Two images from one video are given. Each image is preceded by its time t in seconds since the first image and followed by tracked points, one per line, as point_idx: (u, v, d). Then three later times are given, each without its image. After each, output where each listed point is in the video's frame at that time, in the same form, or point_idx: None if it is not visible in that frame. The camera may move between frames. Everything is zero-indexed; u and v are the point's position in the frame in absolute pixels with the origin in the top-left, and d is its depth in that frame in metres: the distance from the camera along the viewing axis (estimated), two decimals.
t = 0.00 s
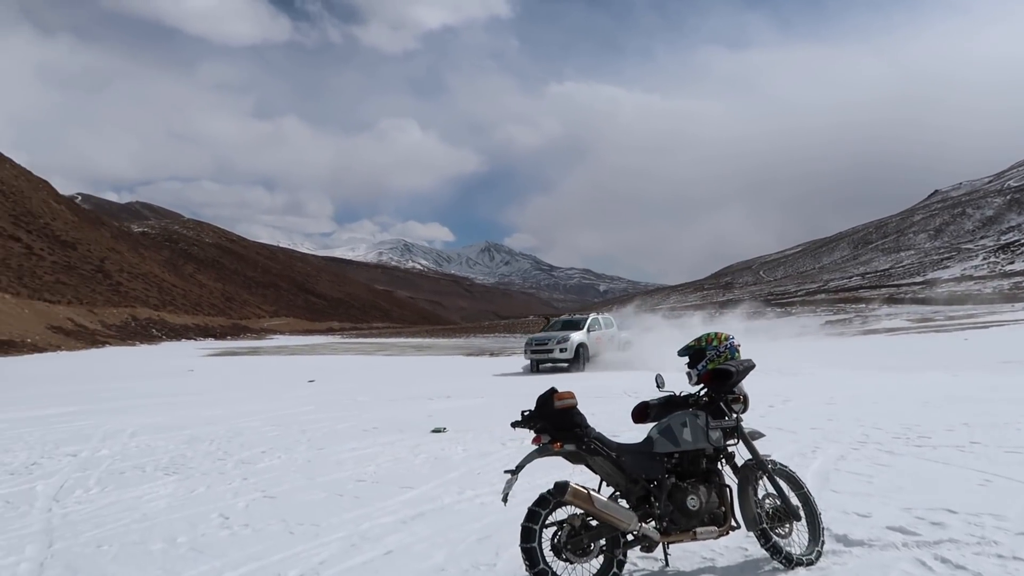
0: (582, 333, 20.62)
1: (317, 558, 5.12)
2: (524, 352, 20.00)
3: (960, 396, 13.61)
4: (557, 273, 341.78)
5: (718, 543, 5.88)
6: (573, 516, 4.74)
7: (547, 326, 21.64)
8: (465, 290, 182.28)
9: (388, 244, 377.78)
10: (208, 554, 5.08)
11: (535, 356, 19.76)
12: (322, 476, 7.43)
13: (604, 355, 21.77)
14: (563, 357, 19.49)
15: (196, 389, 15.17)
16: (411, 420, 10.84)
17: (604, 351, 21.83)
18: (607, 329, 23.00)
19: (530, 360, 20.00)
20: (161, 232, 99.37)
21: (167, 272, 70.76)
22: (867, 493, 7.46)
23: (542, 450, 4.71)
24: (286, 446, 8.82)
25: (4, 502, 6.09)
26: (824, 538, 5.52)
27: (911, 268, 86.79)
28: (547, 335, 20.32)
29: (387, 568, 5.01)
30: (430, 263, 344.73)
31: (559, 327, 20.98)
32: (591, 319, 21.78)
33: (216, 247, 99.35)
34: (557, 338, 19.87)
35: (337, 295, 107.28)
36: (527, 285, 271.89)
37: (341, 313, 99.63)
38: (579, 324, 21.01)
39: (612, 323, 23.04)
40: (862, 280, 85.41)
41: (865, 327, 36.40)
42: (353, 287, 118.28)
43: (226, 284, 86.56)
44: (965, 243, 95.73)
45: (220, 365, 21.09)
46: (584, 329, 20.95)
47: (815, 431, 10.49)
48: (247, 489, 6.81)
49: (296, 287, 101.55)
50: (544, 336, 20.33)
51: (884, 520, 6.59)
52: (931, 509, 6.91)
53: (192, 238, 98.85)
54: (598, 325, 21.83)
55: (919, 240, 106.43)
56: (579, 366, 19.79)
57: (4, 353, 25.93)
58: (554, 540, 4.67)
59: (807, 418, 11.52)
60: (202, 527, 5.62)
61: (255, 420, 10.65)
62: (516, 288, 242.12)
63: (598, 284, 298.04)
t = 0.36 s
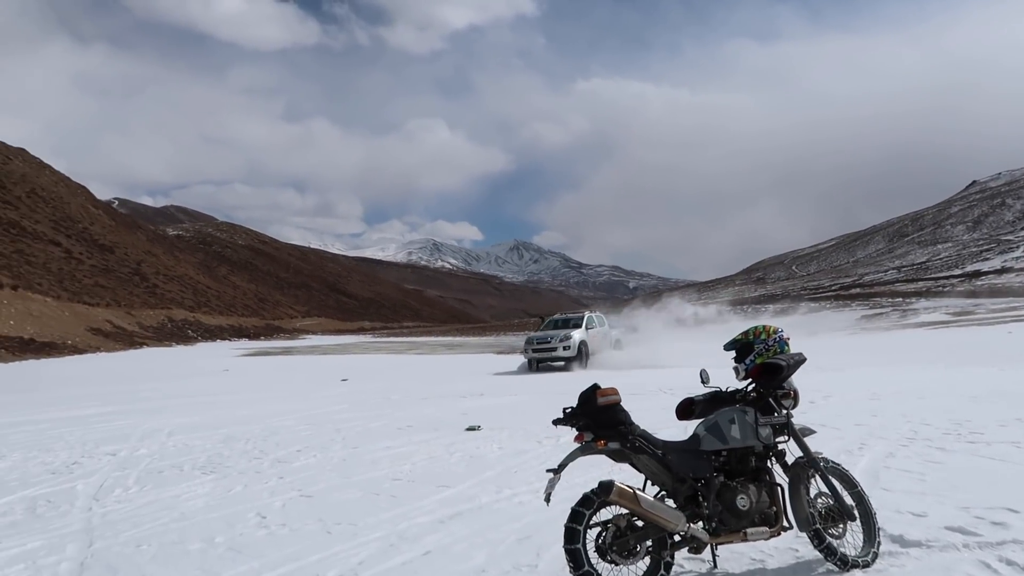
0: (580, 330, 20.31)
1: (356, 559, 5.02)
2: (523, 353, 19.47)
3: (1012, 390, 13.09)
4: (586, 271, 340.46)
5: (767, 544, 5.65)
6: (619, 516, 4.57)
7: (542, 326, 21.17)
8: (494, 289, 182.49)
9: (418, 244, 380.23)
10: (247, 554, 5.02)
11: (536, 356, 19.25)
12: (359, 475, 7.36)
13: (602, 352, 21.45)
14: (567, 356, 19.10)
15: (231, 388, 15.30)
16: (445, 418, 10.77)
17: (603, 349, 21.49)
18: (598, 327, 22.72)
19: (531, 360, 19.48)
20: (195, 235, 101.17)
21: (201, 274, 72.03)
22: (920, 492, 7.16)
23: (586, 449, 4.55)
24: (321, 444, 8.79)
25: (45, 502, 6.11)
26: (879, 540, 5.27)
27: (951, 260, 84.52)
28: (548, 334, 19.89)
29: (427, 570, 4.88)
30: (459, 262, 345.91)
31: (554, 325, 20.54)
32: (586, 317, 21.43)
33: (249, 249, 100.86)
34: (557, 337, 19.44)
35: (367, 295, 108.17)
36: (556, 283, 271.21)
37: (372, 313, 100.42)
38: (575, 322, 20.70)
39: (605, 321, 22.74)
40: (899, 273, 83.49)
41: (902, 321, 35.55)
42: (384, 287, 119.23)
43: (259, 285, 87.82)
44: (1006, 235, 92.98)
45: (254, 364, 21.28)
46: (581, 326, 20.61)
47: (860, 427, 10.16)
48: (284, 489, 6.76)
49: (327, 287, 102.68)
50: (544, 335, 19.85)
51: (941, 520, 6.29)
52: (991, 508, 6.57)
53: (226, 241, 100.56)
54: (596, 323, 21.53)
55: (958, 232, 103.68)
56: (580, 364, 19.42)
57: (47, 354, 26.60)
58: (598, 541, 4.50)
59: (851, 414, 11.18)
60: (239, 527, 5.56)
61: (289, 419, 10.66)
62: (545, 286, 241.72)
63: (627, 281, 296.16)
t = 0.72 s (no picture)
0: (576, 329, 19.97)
1: (380, 563, 4.93)
2: (521, 354, 18.95)
3: None
4: (605, 270, 339.34)
5: (802, 550, 5.48)
6: (649, 521, 4.44)
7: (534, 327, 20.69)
8: (513, 288, 182.41)
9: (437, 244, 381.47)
10: (269, 558, 4.95)
11: (534, 357, 18.78)
12: (381, 477, 7.28)
13: (599, 351, 21.20)
14: (568, 357, 18.70)
15: (254, 388, 15.35)
16: (468, 419, 10.70)
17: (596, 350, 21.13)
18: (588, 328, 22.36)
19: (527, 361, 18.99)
20: (218, 236, 102.34)
21: (223, 275, 72.74)
22: (959, 496, 6.91)
23: (615, 452, 4.41)
24: (344, 445, 8.74)
25: (69, 503, 6.10)
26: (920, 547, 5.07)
27: (977, 258, 83.00)
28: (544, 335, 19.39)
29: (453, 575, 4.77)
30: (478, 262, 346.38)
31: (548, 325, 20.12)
32: (579, 318, 21.13)
33: (270, 250, 101.82)
34: (555, 338, 19.05)
35: (387, 295, 108.71)
36: (575, 282, 270.62)
37: (392, 313, 100.91)
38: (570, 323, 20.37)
39: (597, 320, 22.49)
40: (924, 271, 82.09)
41: (928, 320, 34.89)
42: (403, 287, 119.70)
43: (280, 286, 88.53)
44: None
45: (276, 365, 21.39)
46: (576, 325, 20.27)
47: (891, 429, 9.90)
48: (306, 491, 6.68)
49: (347, 287, 103.30)
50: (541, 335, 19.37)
51: (983, 526, 6.06)
52: None
53: (247, 241, 101.57)
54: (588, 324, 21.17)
55: (985, 229, 101.79)
56: (577, 365, 19.12)
57: (72, 354, 26.98)
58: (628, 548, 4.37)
59: (882, 416, 10.91)
60: (261, 530, 5.49)
61: (311, 419, 10.63)
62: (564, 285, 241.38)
63: (647, 280, 294.60)
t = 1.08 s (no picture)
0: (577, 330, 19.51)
1: (411, 572, 4.81)
2: (523, 357, 18.48)
3: None
4: (632, 273, 337.28)
5: (850, 565, 5.25)
6: (693, 533, 4.25)
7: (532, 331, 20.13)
8: (539, 290, 182.13)
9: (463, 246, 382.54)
10: (301, 564, 4.86)
11: (536, 361, 18.32)
12: (412, 481, 7.19)
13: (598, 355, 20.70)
14: (572, 361, 18.21)
15: (285, 390, 15.45)
16: (498, 422, 10.60)
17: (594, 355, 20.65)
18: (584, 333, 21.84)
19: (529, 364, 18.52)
20: (249, 239, 103.90)
21: (254, 277, 73.68)
22: (1014, 508, 6.58)
23: (657, 460, 4.24)
24: (374, 448, 8.67)
25: (102, 505, 6.09)
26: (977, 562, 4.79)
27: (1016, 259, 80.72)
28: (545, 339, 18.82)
29: None
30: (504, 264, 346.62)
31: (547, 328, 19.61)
32: (576, 321, 20.62)
33: (299, 253, 103.02)
34: (558, 341, 18.59)
35: (414, 297, 109.26)
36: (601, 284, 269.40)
37: (419, 314, 101.39)
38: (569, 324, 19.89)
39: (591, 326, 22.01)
40: (960, 273, 80.11)
41: (966, 322, 33.98)
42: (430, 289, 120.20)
43: (309, 288, 89.45)
44: None
45: (305, 367, 21.53)
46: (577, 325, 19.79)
47: (935, 435, 9.57)
48: (337, 495, 6.61)
49: (375, 289, 104.00)
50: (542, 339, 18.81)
51: None
52: None
53: (277, 244, 102.83)
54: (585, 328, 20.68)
55: None
56: (581, 368, 18.72)
57: (106, 356, 27.48)
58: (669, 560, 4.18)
59: (925, 421, 10.55)
60: (293, 535, 5.41)
61: (341, 421, 10.62)
62: (591, 288, 240.45)
63: (674, 282, 292.10)
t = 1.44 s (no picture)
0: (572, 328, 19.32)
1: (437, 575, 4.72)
2: (524, 358, 18.18)
3: None
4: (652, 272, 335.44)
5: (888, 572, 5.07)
6: (727, 538, 4.12)
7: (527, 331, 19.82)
8: (558, 289, 181.71)
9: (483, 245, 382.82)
10: (325, 565, 4.80)
11: (538, 362, 18.06)
12: (435, 482, 7.11)
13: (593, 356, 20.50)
14: (574, 361, 18.01)
15: (308, 389, 15.50)
16: (520, 422, 10.52)
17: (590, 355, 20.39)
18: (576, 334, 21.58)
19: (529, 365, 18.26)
20: (271, 238, 104.85)
21: (276, 276, 74.28)
22: None
23: (689, 464, 4.10)
24: (396, 447, 8.60)
25: (126, 503, 6.08)
26: None
27: None
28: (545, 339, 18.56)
29: None
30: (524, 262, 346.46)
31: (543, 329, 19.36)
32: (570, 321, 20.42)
33: (321, 252, 103.77)
34: (559, 340, 18.39)
35: (434, 296, 109.53)
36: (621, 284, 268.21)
37: (439, 313, 101.67)
38: (563, 323, 19.70)
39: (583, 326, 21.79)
40: (988, 272, 78.53)
41: (995, 322, 33.27)
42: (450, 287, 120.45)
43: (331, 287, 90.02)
44: None
45: (327, 365, 21.60)
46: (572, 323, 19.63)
47: (969, 438, 9.31)
48: (360, 495, 6.54)
49: (395, 288, 104.44)
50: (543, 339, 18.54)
51: None
52: None
53: (298, 244, 103.67)
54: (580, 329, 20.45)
55: None
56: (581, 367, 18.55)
57: (130, 354, 27.81)
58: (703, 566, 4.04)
59: (958, 423, 10.28)
60: (316, 535, 5.35)
61: (362, 420, 10.59)
62: (611, 286, 239.48)
63: (695, 281, 289.86)
